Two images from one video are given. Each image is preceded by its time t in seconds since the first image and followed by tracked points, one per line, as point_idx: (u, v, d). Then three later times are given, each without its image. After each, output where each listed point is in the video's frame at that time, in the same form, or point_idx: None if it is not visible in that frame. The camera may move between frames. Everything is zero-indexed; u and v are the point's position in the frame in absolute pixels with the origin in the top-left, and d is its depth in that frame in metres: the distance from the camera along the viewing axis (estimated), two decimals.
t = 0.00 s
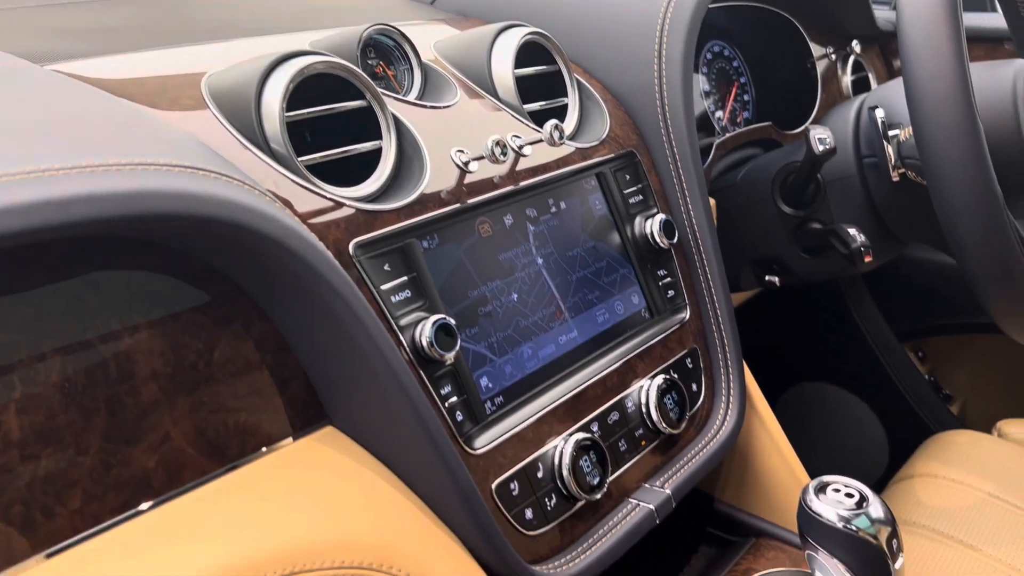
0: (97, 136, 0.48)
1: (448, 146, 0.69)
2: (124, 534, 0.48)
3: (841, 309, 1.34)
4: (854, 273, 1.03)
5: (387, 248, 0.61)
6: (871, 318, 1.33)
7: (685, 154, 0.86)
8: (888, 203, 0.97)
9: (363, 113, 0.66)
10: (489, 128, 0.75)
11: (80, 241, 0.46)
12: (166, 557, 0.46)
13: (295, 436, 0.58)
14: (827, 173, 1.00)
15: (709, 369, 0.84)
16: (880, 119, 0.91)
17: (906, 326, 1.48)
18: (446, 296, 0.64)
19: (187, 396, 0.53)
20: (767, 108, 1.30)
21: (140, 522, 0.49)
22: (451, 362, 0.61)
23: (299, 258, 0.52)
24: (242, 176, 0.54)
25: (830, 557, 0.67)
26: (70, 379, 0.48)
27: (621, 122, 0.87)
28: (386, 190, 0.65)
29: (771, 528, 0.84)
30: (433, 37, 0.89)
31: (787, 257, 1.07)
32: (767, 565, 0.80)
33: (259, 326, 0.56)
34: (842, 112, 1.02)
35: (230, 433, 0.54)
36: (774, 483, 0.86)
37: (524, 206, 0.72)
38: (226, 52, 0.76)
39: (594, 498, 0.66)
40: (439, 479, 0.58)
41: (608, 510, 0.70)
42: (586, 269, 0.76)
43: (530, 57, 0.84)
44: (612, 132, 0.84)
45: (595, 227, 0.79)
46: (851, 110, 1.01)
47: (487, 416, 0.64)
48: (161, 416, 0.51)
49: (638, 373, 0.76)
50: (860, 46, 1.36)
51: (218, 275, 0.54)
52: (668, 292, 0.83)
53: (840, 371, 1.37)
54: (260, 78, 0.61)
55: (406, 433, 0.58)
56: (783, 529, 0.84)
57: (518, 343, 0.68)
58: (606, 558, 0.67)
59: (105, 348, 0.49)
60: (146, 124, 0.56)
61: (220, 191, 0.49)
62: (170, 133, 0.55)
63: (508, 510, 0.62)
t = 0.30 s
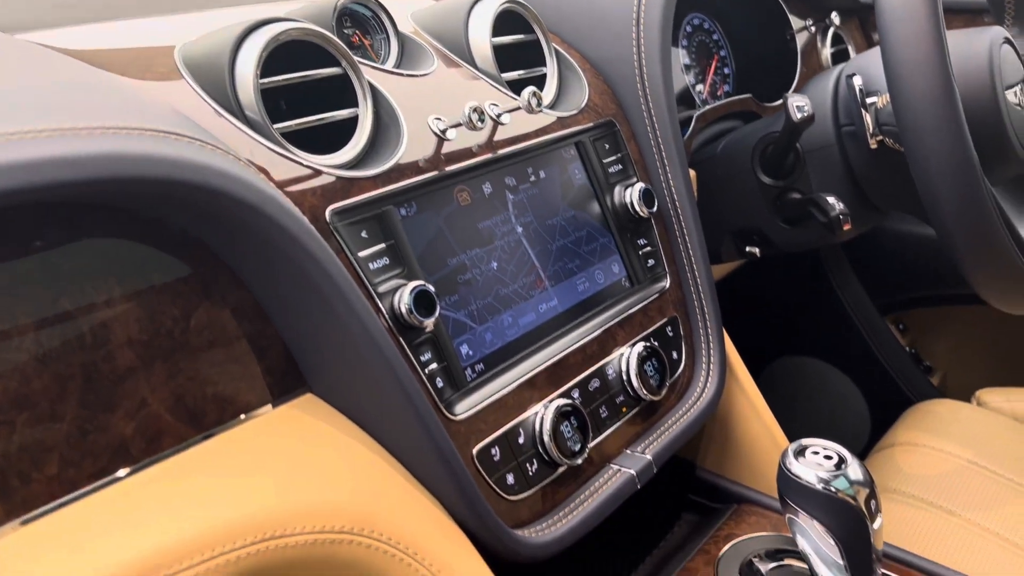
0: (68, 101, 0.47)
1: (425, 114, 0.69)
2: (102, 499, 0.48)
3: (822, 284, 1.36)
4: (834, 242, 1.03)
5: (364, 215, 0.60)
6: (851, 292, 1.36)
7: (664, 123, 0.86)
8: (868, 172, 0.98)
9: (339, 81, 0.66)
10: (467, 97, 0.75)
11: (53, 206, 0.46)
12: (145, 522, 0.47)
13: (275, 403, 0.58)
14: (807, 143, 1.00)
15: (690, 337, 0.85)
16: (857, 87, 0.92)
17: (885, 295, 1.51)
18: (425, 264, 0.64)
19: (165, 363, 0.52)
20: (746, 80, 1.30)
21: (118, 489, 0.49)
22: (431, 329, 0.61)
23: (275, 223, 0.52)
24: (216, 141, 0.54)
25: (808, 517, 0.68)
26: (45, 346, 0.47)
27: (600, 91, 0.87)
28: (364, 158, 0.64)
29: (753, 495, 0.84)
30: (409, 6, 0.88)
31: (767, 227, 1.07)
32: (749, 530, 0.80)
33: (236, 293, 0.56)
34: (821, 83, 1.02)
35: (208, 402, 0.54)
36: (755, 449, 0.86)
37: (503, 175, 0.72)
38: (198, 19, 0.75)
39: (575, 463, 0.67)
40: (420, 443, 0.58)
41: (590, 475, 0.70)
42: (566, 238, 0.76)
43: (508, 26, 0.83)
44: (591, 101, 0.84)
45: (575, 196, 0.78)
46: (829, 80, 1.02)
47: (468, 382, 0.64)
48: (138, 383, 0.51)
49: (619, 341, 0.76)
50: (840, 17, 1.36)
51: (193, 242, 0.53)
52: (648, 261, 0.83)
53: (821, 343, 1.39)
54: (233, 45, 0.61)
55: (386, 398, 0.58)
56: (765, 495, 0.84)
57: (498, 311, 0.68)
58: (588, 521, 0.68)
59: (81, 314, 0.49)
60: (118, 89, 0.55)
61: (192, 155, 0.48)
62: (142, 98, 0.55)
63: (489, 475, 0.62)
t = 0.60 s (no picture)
0: (31, 56, 0.47)
1: (398, 76, 0.68)
2: (74, 457, 0.48)
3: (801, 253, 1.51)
4: (809, 208, 1.04)
5: (337, 175, 0.60)
6: (827, 259, 1.50)
7: (639, 87, 0.85)
8: (843, 137, 0.98)
9: (309, 43, 0.66)
10: (441, 59, 0.74)
11: (17, 163, 0.45)
12: (117, 479, 0.47)
13: (250, 364, 0.58)
14: (782, 109, 1.01)
15: (666, 301, 0.85)
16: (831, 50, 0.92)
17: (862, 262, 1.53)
18: (399, 225, 0.63)
19: (138, 322, 0.53)
20: (726, 48, 1.27)
21: (90, 446, 0.49)
22: (406, 289, 0.61)
23: (246, 181, 0.52)
24: (184, 98, 0.53)
25: (784, 474, 0.68)
26: (13, 304, 0.47)
27: (576, 55, 0.86)
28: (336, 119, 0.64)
29: (728, 455, 0.86)
30: None
31: (743, 194, 1.08)
32: (725, 490, 0.82)
33: (208, 254, 0.56)
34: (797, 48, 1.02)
35: (182, 361, 0.55)
36: (731, 410, 0.87)
37: (478, 138, 0.72)
38: None
39: (554, 422, 0.67)
40: (396, 401, 0.59)
41: (567, 434, 0.71)
42: (542, 202, 0.76)
43: None
44: (566, 65, 0.84)
45: (550, 159, 0.78)
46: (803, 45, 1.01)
47: (445, 343, 0.64)
48: (111, 342, 0.51)
49: (596, 304, 0.77)
50: None
51: (164, 202, 0.53)
52: (624, 225, 0.83)
53: (805, 303, 1.53)
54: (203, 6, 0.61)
55: (361, 357, 0.58)
56: (741, 455, 0.86)
57: (474, 274, 0.68)
58: (566, 479, 0.68)
59: (50, 273, 0.49)
60: (83, 45, 0.54)
61: (158, 112, 0.48)
62: (108, 55, 0.54)
63: (466, 433, 0.63)
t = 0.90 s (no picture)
0: None
1: (373, 42, 0.67)
2: (51, 423, 0.48)
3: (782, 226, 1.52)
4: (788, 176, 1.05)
5: (314, 141, 0.60)
6: (807, 230, 1.50)
7: (616, 55, 0.85)
8: (820, 105, 0.99)
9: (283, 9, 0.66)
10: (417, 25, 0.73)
11: None
12: (95, 444, 0.46)
13: (228, 331, 0.58)
14: (760, 78, 1.01)
15: (646, 268, 0.85)
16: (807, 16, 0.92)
17: (839, 233, 1.55)
18: (376, 191, 0.63)
19: (113, 289, 0.52)
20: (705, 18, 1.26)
21: (68, 413, 0.49)
22: (384, 256, 0.61)
23: (220, 146, 0.52)
24: (154, 62, 0.53)
25: (764, 435, 0.69)
26: None
27: (552, 23, 0.85)
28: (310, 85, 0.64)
29: (709, 421, 0.87)
30: None
31: (721, 164, 1.08)
32: (706, 454, 0.82)
33: (184, 220, 0.55)
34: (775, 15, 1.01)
35: (159, 329, 0.54)
36: (711, 376, 0.88)
37: (455, 105, 0.71)
38: None
39: (535, 387, 0.68)
40: (376, 365, 0.59)
41: (548, 400, 0.71)
42: (520, 170, 0.76)
43: None
44: (544, 33, 0.83)
45: (528, 128, 0.78)
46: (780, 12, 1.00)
47: (424, 311, 0.63)
48: (86, 308, 0.51)
49: (576, 272, 0.77)
50: None
51: (137, 168, 0.53)
52: (603, 194, 0.83)
53: (785, 275, 1.54)
54: None
55: (339, 323, 0.58)
56: (721, 421, 0.86)
57: (453, 241, 0.68)
58: (547, 444, 0.69)
59: (23, 239, 0.48)
60: (50, 7, 0.53)
61: (125, 73, 0.47)
62: (75, 18, 0.53)
63: (448, 399, 0.63)
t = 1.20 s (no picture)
0: None
1: (348, 9, 0.65)
2: (25, 395, 0.47)
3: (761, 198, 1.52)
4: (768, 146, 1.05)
5: (290, 108, 0.59)
6: (787, 206, 1.51)
7: (594, 23, 0.84)
8: (799, 73, 0.98)
9: None
10: None
11: None
12: (70, 416, 0.46)
13: (206, 301, 0.58)
14: (737, 47, 1.00)
15: (627, 238, 0.85)
16: None
17: (820, 206, 1.55)
18: (354, 159, 0.62)
19: (87, 259, 0.51)
20: None
21: (42, 384, 0.48)
22: (364, 224, 0.60)
23: (195, 112, 0.51)
24: (124, 26, 0.51)
25: (746, 400, 0.69)
26: None
27: None
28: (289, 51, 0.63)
29: (691, 390, 0.87)
30: None
31: (701, 134, 1.08)
32: (689, 422, 0.83)
33: (159, 188, 0.55)
34: None
35: (135, 299, 0.54)
36: (693, 345, 0.88)
37: (432, 73, 0.70)
38: None
39: (517, 356, 0.68)
40: (357, 334, 0.58)
41: (531, 369, 0.71)
42: (500, 139, 0.75)
43: None
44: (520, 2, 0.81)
45: (508, 96, 0.77)
46: None
47: (405, 280, 0.63)
48: (60, 278, 0.50)
49: (558, 242, 0.76)
50: None
51: (109, 135, 0.52)
52: (584, 163, 0.82)
53: (766, 248, 1.55)
54: None
55: (319, 291, 0.57)
56: (704, 390, 0.87)
57: (433, 211, 0.67)
58: (530, 413, 0.69)
59: None
60: None
61: (95, 36, 0.46)
62: None
63: (431, 367, 0.62)
